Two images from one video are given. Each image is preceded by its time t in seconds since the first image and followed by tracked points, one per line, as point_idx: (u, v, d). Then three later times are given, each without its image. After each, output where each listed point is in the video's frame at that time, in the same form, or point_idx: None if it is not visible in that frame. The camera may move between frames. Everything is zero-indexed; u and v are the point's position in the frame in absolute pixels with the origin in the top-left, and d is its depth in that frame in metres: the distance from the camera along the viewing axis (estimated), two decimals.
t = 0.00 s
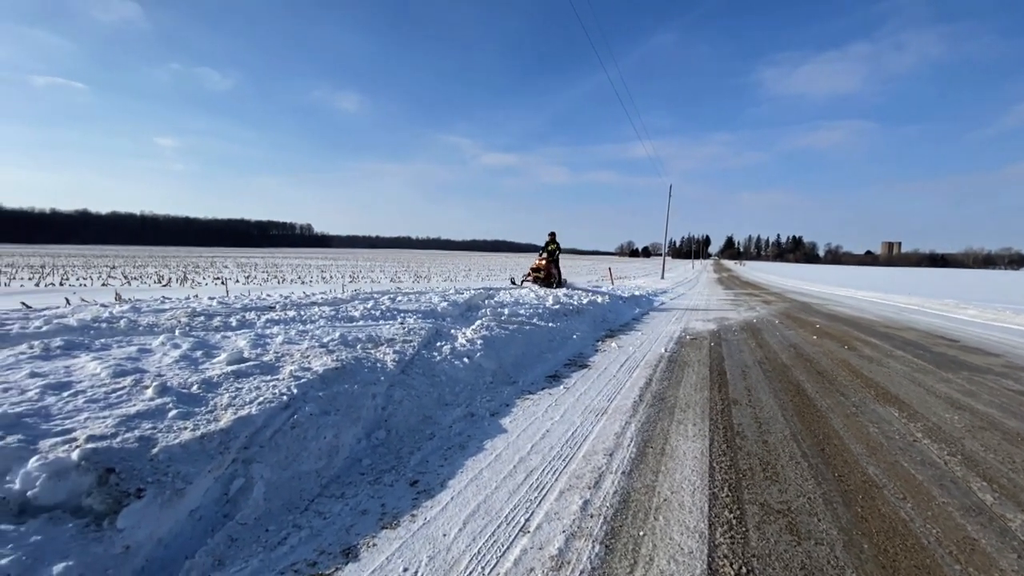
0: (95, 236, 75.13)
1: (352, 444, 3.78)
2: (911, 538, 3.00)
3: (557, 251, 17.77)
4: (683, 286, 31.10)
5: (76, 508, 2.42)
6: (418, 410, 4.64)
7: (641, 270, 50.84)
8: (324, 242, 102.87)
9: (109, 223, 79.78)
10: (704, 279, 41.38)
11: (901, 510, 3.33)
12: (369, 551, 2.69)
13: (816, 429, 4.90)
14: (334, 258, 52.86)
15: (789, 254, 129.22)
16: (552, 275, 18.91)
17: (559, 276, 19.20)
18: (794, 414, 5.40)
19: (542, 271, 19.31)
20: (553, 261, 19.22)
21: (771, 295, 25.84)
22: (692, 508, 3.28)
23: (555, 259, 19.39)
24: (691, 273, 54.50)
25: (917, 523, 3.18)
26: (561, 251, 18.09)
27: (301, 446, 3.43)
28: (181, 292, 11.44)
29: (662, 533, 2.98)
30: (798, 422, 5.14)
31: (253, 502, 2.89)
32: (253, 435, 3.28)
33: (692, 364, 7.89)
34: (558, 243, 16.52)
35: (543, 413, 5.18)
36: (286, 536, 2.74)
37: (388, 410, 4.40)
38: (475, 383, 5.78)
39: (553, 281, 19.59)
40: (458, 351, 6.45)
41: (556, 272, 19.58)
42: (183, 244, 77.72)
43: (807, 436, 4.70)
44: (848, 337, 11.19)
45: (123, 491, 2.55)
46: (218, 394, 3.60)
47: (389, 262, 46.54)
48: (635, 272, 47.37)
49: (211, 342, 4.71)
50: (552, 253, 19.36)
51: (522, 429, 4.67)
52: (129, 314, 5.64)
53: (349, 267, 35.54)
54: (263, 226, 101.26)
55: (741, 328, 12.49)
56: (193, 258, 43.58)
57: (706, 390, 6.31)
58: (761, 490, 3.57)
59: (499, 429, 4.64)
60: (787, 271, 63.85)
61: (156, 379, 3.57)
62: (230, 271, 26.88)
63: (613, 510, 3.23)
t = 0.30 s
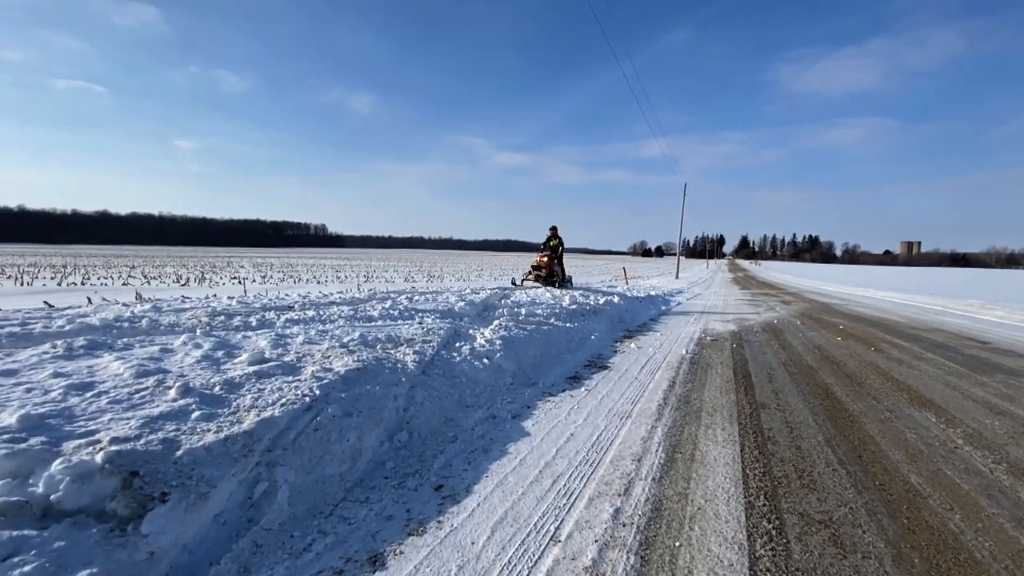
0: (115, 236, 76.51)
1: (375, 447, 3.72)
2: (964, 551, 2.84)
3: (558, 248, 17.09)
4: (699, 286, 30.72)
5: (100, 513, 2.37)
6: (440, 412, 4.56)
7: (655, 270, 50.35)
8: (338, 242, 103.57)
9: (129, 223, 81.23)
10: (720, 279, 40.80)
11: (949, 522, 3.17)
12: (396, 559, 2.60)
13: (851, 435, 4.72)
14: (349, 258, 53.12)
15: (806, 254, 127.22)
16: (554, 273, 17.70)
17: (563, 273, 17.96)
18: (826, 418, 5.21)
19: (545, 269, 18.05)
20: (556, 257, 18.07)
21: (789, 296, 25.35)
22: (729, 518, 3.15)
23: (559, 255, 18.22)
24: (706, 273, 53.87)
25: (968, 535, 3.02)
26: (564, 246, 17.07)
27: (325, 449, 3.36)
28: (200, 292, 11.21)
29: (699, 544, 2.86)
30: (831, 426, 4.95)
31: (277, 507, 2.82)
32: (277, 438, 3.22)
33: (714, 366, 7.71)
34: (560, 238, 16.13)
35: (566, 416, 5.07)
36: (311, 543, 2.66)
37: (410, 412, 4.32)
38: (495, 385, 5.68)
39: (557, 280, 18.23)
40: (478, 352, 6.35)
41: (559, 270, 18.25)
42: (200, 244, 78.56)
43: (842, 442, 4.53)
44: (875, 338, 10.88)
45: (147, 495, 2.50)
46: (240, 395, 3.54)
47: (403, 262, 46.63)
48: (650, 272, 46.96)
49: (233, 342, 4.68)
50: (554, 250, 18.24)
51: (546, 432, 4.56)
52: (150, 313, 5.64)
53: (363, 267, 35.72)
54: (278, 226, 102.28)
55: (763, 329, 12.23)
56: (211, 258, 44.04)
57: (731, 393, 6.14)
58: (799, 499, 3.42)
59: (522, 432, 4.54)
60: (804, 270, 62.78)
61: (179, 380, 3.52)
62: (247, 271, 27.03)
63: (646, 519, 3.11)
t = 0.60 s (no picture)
0: (136, 237, 78.00)
1: (400, 451, 3.64)
2: None
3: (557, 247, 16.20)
4: (715, 286, 30.35)
5: (130, 520, 2.32)
6: (464, 416, 4.48)
7: (671, 270, 49.86)
8: (352, 242, 104.21)
9: (149, 224, 82.68)
10: (737, 279, 40.28)
11: (1006, 537, 3.00)
12: (428, 571, 2.52)
13: (890, 443, 4.53)
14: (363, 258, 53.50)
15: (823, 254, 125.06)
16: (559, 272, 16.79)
17: (567, 273, 17.01)
18: (862, 425, 5.02)
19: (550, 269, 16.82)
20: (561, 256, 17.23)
21: (809, 296, 24.86)
22: (771, 530, 3.01)
23: (565, 254, 17.28)
24: (722, 273, 53.24)
25: None
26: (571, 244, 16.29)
27: (351, 453, 3.30)
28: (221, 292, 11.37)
29: (743, 558, 2.73)
30: (868, 433, 4.77)
31: (306, 514, 2.76)
32: (304, 442, 3.16)
33: (740, 369, 7.52)
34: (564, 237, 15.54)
35: (591, 420, 4.96)
36: (341, 552, 2.59)
37: (434, 415, 4.25)
38: (518, 387, 5.59)
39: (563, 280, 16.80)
40: (500, 354, 6.27)
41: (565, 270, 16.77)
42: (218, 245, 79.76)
43: (882, 451, 4.34)
44: (904, 341, 10.56)
45: (176, 501, 2.44)
46: (266, 398, 3.49)
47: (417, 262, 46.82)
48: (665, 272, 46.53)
49: (256, 343, 4.65)
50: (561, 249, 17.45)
51: (572, 437, 4.45)
52: (174, 314, 5.65)
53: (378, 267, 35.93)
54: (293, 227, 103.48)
55: (786, 331, 11.97)
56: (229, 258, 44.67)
57: (760, 398, 5.96)
58: (843, 511, 3.27)
59: (548, 436, 4.44)
60: (823, 271, 61.72)
61: (205, 382, 3.48)
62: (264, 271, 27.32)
63: (684, 531, 2.98)
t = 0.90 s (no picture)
0: (158, 237, 79.55)
1: (431, 450, 3.62)
2: None
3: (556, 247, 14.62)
4: (734, 286, 29.93)
5: (172, 516, 2.32)
6: (491, 415, 4.45)
7: (687, 270, 49.34)
8: (367, 243, 104.83)
9: (170, 224, 84.20)
10: (756, 279, 39.69)
11: None
12: (466, 572, 2.49)
13: (930, 447, 4.38)
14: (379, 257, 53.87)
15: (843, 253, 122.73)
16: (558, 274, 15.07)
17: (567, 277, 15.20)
18: (899, 428, 4.87)
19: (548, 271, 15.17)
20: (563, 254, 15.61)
21: (831, 297, 24.34)
22: (815, 536, 2.92)
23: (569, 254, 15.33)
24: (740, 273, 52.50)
25: None
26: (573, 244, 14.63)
27: (384, 452, 3.28)
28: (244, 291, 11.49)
29: (788, 565, 2.65)
30: (906, 437, 4.62)
31: (342, 512, 2.75)
32: (337, 441, 3.15)
33: (767, 370, 7.37)
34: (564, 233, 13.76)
35: (619, 421, 4.89)
36: (378, 551, 2.57)
37: (462, 415, 4.22)
38: (543, 387, 5.54)
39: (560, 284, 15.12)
40: (523, 353, 6.22)
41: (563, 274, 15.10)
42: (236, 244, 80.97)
43: (923, 455, 4.20)
44: (935, 343, 10.27)
45: (217, 498, 2.45)
46: (298, 396, 3.49)
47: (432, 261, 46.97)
48: (681, 272, 46.02)
49: (285, 341, 4.67)
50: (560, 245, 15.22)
51: (601, 438, 4.40)
52: (202, 312, 5.71)
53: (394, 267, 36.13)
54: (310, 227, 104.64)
55: (810, 331, 11.73)
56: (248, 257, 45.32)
57: (790, 400, 5.83)
58: (887, 517, 3.16)
59: (576, 437, 4.39)
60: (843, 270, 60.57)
61: (238, 380, 3.49)
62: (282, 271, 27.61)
63: (724, 536, 2.91)
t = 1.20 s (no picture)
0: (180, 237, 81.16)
1: (465, 450, 3.64)
2: None
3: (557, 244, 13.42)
4: (754, 287, 29.50)
5: (224, 513, 2.37)
6: (522, 416, 4.45)
7: (705, 270, 48.78)
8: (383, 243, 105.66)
9: (192, 225, 85.88)
10: (776, 279, 39.10)
11: None
12: (510, 572, 2.50)
13: (972, 453, 4.26)
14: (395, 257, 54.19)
15: (865, 253, 120.13)
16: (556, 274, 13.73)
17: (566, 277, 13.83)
18: (938, 433, 4.75)
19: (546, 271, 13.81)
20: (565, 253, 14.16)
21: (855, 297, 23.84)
22: (860, 543, 2.86)
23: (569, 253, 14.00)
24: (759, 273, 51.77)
25: None
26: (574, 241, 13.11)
27: (421, 452, 3.31)
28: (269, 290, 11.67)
29: (834, 571, 2.61)
30: (946, 442, 4.50)
31: (384, 511, 2.78)
32: (376, 440, 3.18)
33: (795, 373, 7.24)
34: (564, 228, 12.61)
35: (649, 423, 4.86)
36: (421, 550, 2.59)
37: (494, 415, 4.24)
38: (571, 388, 5.53)
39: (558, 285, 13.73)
40: (549, 354, 6.21)
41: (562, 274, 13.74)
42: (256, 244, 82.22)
43: (965, 461, 4.09)
44: (968, 345, 10.00)
45: (266, 496, 2.49)
46: (336, 395, 3.54)
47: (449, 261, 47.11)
48: (699, 271, 45.54)
49: (318, 340, 4.73)
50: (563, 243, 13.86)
51: (632, 440, 4.38)
52: (235, 311, 5.82)
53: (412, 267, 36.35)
54: (327, 227, 105.85)
55: (837, 333, 11.52)
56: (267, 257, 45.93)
57: (822, 403, 5.73)
58: (934, 524, 3.09)
59: (607, 438, 4.37)
60: (866, 270, 59.32)
61: (277, 379, 3.54)
62: (301, 270, 27.94)
63: (767, 541, 2.87)
